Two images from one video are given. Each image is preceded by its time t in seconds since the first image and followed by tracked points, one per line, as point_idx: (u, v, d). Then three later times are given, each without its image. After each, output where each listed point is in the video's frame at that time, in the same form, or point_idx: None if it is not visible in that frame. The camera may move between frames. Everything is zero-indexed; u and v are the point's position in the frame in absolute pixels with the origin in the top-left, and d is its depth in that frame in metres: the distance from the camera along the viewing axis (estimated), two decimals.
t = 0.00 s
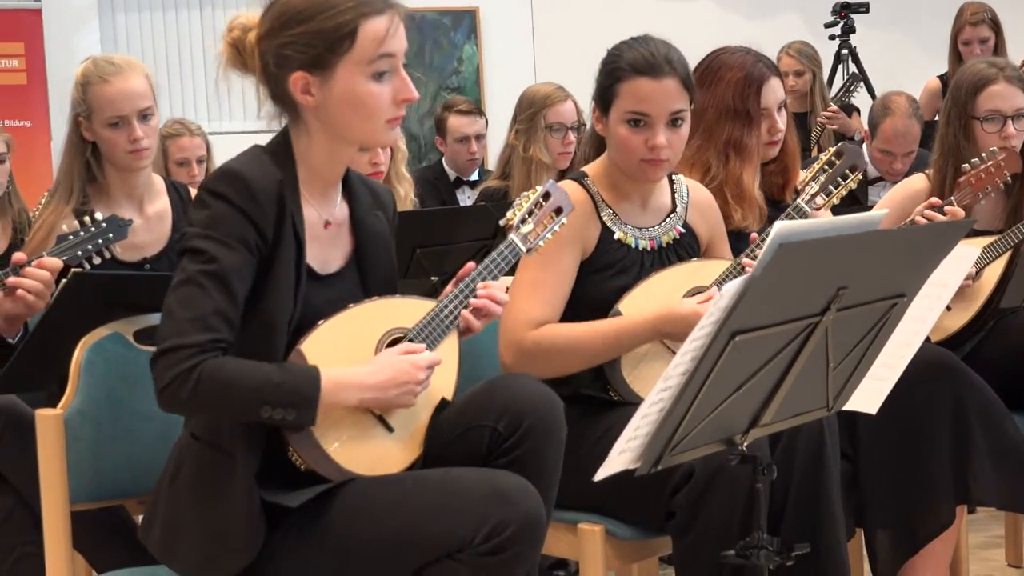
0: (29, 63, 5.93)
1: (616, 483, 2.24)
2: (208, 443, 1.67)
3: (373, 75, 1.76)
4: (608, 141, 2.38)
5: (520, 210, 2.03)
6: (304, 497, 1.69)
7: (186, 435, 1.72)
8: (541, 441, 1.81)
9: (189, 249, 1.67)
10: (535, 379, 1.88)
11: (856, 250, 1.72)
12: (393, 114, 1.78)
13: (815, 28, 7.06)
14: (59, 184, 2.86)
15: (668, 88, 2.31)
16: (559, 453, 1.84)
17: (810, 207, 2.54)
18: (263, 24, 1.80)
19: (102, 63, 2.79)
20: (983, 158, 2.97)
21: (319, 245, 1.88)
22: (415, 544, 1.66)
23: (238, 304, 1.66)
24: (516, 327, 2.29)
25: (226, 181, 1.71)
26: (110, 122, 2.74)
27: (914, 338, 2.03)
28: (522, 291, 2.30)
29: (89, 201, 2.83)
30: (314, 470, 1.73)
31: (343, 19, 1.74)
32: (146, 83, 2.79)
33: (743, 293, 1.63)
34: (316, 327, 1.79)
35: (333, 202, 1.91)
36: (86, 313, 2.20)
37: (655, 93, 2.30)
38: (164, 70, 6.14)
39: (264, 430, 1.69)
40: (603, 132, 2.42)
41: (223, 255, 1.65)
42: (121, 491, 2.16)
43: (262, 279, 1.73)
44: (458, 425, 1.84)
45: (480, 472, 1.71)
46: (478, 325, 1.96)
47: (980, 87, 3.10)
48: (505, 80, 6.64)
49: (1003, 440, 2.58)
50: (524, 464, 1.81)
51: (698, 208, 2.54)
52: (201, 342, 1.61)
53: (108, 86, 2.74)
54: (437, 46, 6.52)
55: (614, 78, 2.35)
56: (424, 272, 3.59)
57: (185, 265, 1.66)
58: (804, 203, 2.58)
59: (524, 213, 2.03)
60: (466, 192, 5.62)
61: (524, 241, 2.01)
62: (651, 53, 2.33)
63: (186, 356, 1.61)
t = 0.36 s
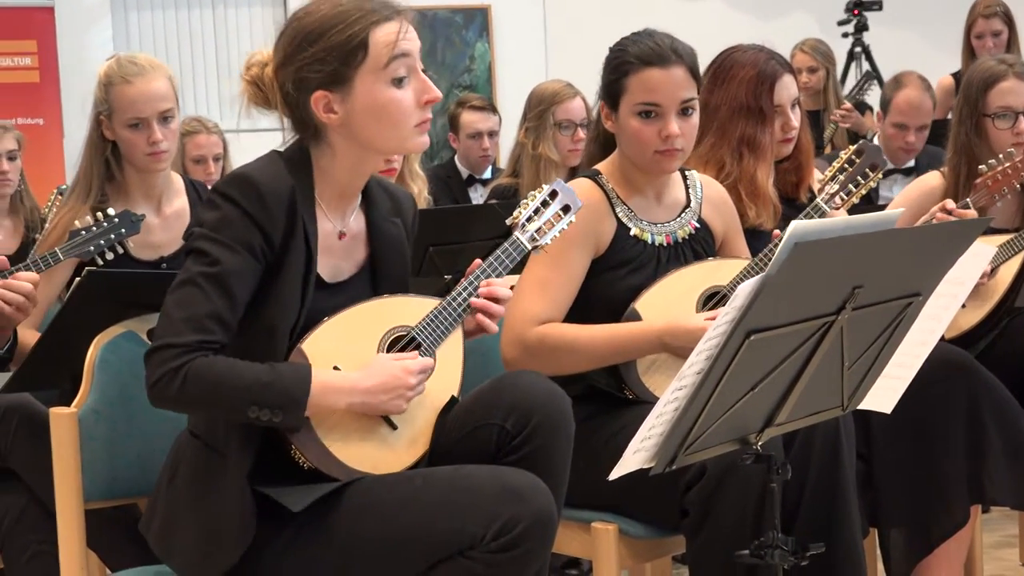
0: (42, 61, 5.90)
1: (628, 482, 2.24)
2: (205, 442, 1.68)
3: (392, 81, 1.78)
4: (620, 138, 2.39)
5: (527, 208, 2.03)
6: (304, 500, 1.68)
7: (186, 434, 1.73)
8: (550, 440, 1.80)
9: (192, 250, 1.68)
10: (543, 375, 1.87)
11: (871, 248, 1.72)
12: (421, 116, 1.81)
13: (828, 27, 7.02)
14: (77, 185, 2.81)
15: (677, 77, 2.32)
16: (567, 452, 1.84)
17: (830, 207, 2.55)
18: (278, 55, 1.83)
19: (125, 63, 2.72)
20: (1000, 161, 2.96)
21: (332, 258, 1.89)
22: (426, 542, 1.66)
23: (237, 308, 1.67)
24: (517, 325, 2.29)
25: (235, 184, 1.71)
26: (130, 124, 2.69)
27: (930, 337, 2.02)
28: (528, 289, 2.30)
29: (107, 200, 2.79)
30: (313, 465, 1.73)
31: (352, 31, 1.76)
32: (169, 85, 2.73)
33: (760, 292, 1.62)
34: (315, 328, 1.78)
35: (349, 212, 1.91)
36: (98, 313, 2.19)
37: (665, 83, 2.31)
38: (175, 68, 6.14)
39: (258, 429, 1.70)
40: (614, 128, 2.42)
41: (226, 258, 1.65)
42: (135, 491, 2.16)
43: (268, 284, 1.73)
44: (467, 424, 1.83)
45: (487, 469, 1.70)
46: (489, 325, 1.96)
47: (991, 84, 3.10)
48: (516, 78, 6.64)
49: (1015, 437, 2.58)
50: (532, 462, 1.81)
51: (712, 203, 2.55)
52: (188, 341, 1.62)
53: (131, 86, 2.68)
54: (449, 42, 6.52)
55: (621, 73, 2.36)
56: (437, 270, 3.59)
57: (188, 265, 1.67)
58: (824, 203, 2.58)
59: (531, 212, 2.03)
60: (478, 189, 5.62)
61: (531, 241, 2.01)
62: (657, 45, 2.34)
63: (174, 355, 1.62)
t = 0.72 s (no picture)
0: (57, 60, 5.93)
1: (643, 482, 2.24)
2: (225, 428, 1.70)
3: (437, 97, 1.79)
4: (651, 142, 2.39)
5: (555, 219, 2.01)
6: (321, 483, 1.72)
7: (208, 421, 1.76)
8: (571, 441, 1.81)
9: (234, 237, 1.70)
10: (564, 376, 1.88)
11: (887, 251, 1.71)
12: (463, 134, 1.81)
13: (843, 28, 6.98)
14: (102, 183, 2.81)
15: (718, 93, 2.32)
16: (588, 452, 1.84)
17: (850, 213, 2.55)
18: (327, 60, 1.85)
19: (158, 66, 2.71)
20: (1017, 163, 2.96)
21: (368, 262, 1.90)
22: (444, 541, 1.66)
23: (273, 299, 1.69)
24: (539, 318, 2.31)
25: (283, 176, 1.74)
26: (159, 127, 2.68)
27: (945, 340, 2.01)
28: (548, 281, 2.31)
29: (130, 200, 2.79)
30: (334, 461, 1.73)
31: (402, 46, 1.77)
32: (200, 92, 2.71)
33: (775, 295, 1.62)
34: (335, 329, 1.78)
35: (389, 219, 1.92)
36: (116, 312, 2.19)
37: (702, 95, 2.31)
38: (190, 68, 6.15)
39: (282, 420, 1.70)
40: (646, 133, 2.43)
41: (267, 248, 1.67)
42: (151, 490, 2.17)
43: (305, 278, 1.76)
44: (488, 424, 1.83)
45: (504, 467, 1.70)
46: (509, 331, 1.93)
47: (1006, 86, 3.07)
48: (530, 78, 6.64)
49: None
50: (553, 461, 1.81)
51: (734, 210, 2.54)
52: (220, 326, 1.63)
53: (163, 91, 2.67)
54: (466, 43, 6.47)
55: (661, 80, 2.36)
56: (452, 271, 3.58)
57: (229, 251, 1.69)
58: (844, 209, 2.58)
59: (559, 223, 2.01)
60: (492, 190, 5.62)
61: (558, 251, 1.98)
62: (699, 55, 2.33)
63: (205, 338, 1.63)
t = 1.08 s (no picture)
0: (71, 62, 5.91)
1: (660, 482, 2.24)
2: (251, 419, 1.72)
3: (483, 102, 1.79)
4: (688, 151, 2.37)
5: (587, 226, 2.02)
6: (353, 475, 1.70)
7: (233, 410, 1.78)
8: (595, 445, 1.80)
9: (269, 230, 1.70)
10: (592, 384, 1.87)
11: (903, 251, 1.71)
12: (505, 140, 1.81)
13: (857, 28, 6.94)
14: (121, 183, 2.81)
15: (761, 106, 2.30)
16: (612, 456, 1.83)
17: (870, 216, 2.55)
18: (375, 56, 1.85)
19: (182, 70, 2.68)
20: None
21: (401, 262, 1.90)
22: (463, 540, 1.66)
23: (303, 294, 1.69)
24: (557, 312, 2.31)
25: (326, 172, 1.74)
26: (178, 132, 2.66)
27: (962, 340, 2.01)
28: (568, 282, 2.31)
29: (149, 200, 2.79)
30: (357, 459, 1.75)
31: (450, 47, 1.77)
32: (222, 98, 2.69)
33: (791, 295, 1.62)
34: (365, 328, 1.79)
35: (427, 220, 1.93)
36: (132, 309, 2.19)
37: (751, 112, 2.29)
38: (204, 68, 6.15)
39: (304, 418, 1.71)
40: (681, 142, 2.38)
41: (301, 243, 1.67)
42: (165, 490, 2.17)
43: (337, 276, 1.76)
44: (512, 426, 1.83)
45: (525, 467, 1.70)
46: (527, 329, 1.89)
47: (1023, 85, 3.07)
48: (543, 79, 6.63)
49: None
50: (576, 465, 1.80)
51: (755, 211, 2.54)
52: (245, 318, 1.64)
53: (184, 96, 2.64)
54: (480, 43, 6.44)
55: (704, 96, 2.31)
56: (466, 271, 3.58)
57: (264, 243, 1.69)
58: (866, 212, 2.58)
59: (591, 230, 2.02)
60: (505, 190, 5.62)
61: (589, 258, 1.99)
62: (743, 68, 2.29)
63: (232, 329, 1.65)
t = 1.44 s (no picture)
0: (88, 61, 5.93)
1: (678, 485, 2.23)
2: (271, 426, 1.71)
3: (520, 128, 1.78)
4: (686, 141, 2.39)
5: (602, 225, 2.01)
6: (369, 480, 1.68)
7: (250, 412, 1.77)
8: (616, 447, 1.80)
9: (297, 239, 1.70)
10: (616, 386, 1.87)
11: (923, 253, 1.70)
12: (539, 167, 1.80)
13: (873, 28, 6.91)
14: (144, 180, 2.80)
15: (752, 94, 2.30)
16: (632, 458, 1.83)
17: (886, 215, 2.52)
18: (413, 72, 1.85)
19: (207, 75, 2.68)
20: None
21: (422, 270, 1.92)
22: (484, 543, 1.66)
23: (331, 301, 1.69)
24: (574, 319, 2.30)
25: (354, 181, 1.74)
26: (202, 137, 2.67)
27: (982, 342, 2.00)
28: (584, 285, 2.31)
29: (169, 203, 2.78)
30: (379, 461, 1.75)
31: (491, 73, 1.76)
32: (246, 104, 2.70)
33: (812, 296, 1.61)
34: (384, 332, 1.78)
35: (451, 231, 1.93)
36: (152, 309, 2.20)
37: (736, 99, 2.30)
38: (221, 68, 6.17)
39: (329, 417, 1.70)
40: (682, 131, 2.43)
41: (329, 252, 1.67)
42: (185, 488, 2.18)
43: (363, 285, 1.76)
44: (534, 425, 1.83)
45: (550, 470, 1.70)
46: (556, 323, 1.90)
47: None
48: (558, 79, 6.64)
49: None
50: (597, 466, 1.80)
51: (770, 211, 2.54)
52: (270, 326, 1.63)
53: (209, 101, 2.64)
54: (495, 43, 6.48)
55: (697, 81, 2.35)
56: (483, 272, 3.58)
57: (291, 253, 1.68)
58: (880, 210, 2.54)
59: (606, 228, 2.01)
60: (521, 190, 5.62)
61: (604, 257, 1.99)
62: (737, 57, 2.31)
63: (259, 337, 1.64)
